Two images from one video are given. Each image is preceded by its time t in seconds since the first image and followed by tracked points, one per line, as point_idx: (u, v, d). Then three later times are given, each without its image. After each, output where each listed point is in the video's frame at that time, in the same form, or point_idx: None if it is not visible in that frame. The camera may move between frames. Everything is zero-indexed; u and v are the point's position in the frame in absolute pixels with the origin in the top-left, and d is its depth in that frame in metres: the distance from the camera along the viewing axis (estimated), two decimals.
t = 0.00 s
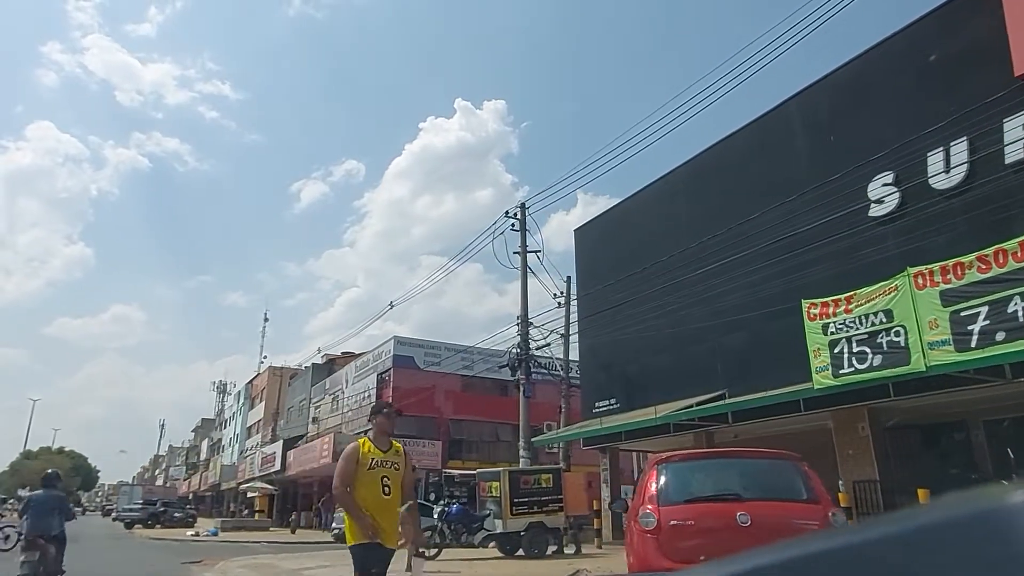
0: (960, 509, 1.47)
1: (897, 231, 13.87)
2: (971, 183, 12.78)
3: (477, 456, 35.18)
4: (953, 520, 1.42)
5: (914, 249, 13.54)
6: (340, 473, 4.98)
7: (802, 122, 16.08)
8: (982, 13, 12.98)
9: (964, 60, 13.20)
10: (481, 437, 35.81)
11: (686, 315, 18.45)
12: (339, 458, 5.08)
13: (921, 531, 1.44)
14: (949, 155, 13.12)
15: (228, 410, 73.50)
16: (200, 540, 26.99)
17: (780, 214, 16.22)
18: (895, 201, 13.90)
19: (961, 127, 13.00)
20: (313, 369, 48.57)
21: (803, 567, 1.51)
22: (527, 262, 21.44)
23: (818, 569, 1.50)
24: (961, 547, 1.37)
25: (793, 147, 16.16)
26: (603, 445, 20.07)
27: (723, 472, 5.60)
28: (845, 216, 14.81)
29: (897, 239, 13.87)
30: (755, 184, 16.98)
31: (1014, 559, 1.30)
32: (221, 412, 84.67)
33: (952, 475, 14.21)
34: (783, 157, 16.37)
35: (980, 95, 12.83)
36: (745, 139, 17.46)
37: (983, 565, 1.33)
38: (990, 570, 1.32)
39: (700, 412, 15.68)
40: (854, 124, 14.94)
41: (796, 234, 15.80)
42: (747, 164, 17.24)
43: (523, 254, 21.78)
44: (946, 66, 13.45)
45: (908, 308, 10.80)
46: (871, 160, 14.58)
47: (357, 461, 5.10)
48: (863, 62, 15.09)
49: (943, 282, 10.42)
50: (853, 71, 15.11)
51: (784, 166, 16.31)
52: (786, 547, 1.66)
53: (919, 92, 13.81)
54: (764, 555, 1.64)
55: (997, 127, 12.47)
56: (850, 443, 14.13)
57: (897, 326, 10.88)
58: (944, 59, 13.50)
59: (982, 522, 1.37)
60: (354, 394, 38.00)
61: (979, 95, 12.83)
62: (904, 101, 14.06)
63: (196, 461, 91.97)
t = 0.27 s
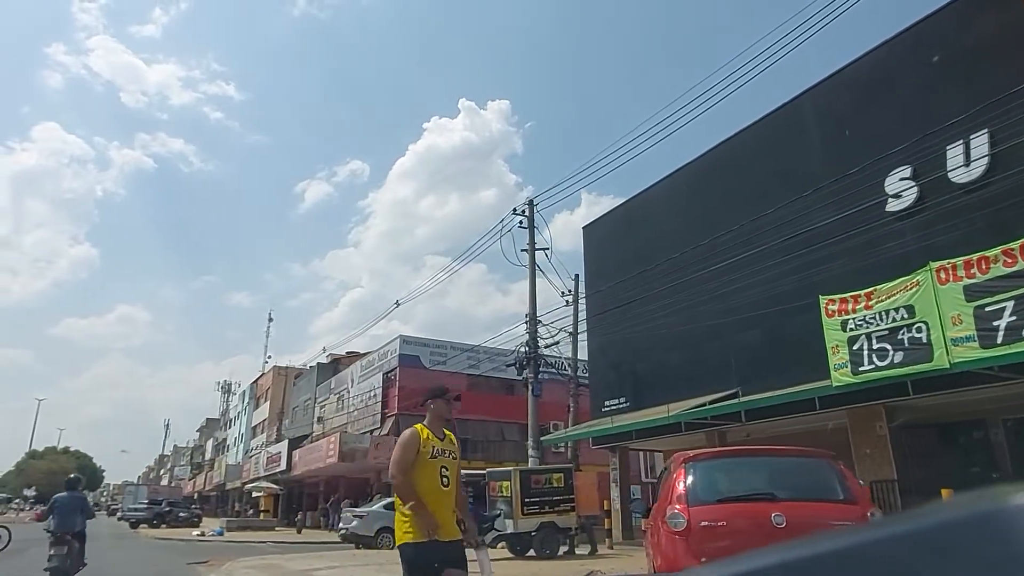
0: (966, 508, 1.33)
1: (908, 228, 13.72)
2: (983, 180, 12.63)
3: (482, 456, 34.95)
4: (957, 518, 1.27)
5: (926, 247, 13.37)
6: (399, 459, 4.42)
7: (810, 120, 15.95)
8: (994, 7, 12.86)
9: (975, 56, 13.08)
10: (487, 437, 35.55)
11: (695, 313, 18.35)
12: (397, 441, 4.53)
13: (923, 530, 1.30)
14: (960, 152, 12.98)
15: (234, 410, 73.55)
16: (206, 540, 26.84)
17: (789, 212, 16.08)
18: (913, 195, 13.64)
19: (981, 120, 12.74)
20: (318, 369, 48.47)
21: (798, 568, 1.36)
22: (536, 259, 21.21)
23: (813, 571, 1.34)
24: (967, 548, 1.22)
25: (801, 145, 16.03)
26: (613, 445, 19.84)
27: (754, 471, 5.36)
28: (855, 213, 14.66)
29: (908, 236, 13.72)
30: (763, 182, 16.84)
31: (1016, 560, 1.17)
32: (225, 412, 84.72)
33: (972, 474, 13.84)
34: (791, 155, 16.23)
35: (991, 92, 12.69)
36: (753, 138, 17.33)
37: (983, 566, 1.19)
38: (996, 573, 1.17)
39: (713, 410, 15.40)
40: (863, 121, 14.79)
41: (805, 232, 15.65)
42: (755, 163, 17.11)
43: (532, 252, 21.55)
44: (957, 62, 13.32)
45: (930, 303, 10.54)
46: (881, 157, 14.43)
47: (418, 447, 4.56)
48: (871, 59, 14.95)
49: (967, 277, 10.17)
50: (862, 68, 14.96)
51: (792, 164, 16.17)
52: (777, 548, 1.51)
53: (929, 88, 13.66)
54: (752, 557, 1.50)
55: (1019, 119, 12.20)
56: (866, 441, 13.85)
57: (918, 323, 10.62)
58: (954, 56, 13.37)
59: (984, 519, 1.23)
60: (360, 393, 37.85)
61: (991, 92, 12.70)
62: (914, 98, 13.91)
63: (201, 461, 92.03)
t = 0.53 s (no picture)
0: (965, 511, 1.87)
1: (920, 227, 13.58)
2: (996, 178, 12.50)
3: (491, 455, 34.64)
4: (963, 519, 1.81)
5: (939, 244, 13.22)
6: (483, 457, 4.07)
7: (820, 118, 15.82)
8: None
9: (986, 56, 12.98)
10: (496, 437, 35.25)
11: (707, 312, 18.13)
12: (481, 435, 4.16)
13: (929, 533, 1.83)
14: (974, 151, 12.85)
15: (241, 409, 73.49)
16: (213, 539, 26.66)
17: (798, 211, 15.95)
18: (938, 188, 13.31)
19: (1009, 111, 12.41)
20: (325, 368, 48.32)
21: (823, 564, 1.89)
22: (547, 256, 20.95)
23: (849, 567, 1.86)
24: (971, 547, 1.72)
25: (811, 144, 15.90)
26: (626, 444, 19.56)
27: (801, 471, 5.07)
28: (868, 211, 14.51)
29: (922, 234, 13.54)
30: (772, 181, 16.72)
31: (1012, 556, 1.67)
32: (232, 411, 84.70)
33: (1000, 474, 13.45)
34: (800, 154, 16.11)
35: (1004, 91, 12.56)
36: (761, 137, 17.22)
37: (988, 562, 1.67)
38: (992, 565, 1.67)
39: (731, 409, 15.09)
40: (874, 120, 14.66)
41: (816, 230, 15.51)
42: (764, 162, 16.99)
43: (543, 249, 21.28)
44: (969, 61, 13.19)
45: (961, 298, 10.22)
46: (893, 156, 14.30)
47: (503, 445, 4.19)
48: (879, 59, 14.85)
49: (999, 270, 9.84)
50: (872, 67, 14.84)
51: (802, 163, 16.03)
52: (821, 543, 2.04)
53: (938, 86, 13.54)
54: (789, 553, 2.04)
55: None
56: (890, 440, 13.53)
57: (948, 318, 10.31)
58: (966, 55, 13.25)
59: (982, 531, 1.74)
60: (368, 392, 37.62)
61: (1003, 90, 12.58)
62: (925, 96, 13.78)
63: (208, 460, 92.03)
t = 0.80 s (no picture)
0: (954, 504, 1.38)
1: (930, 226, 13.50)
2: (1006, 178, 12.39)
3: (502, 455, 34.30)
4: (954, 513, 1.32)
5: (952, 242, 13.12)
6: (591, 443, 3.74)
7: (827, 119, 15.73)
8: None
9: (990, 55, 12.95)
10: (506, 436, 34.91)
11: (725, 308, 17.78)
12: (587, 419, 3.82)
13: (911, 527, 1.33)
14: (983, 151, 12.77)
15: (248, 408, 73.47)
16: (222, 539, 26.44)
17: (820, 205, 15.59)
18: (968, 181, 12.94)
19: None
20: (333, 367, 48.13)
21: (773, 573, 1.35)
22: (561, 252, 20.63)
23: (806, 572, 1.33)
24: (970, 542, 1.27)
25: (816, 145, 15.80)
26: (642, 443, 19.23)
27: (866, 472, 4.69)
28: (879, 211, 14.38)
29: (935, 233, 13.42)
30: (780, 181, 16.65)
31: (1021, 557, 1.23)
32: (240, 411, 84.68)
33: None
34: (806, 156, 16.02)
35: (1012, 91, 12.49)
36: (766, 139, 17.14)
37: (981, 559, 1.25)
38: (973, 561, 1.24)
39: (754, 408, 14.74)
40: (882, 120, 14.57)
41: (829, 230, 15.35)
42: (769, 164, 16.91)
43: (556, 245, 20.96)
44: (976, 61, 13.11)
45: (999, 291, 9.86)
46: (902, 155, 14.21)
47: (610, 429, 3.84)
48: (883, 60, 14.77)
49: None
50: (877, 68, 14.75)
51: (809, 164, 15.92)
52: (782, 542, 1.49)
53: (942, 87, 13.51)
54: (743, 553, 1.48)
55: None
56: (920, 440, 13.17)
57: (986, 312, 9.95)
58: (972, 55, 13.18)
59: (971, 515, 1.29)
60: (376, 391, 37.37)
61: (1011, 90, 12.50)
62: (931, 97, 13.70)
63: (216, 460, 92.08)
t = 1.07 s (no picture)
0: (946, 507, 1.32)
1: (938, 224, 13.45)
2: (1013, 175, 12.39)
3: (509, 453, 33.89)
4: (949, 515, 1.26)
5: (961, 240, 13.08)
6: (741, 440, 3.29)
7: (830, 121, 15.72)
8: None
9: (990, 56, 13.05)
10: (513, 435, 34.49)
11: (742, 303, 17.35)
12: (735, 415, 3.38)
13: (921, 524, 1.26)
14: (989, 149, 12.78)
15: (253, 407, 73.15)
16: (229, 539, 26.04)
17: (842, 195, 15.16)
18: (1001, 168, 12.54)
19: None
20: (338, 366, 47.80)
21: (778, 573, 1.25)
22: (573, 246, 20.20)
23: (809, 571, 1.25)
24: (961, 542, 1.21)
25: (820, 146, 15.76)
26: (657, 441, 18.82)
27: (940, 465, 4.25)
28: (887, 210, 14.31)
29: (944, 230, 13.36)
30: (799, 172, 16.24)
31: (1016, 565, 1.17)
32: (244, 410, 84.35)
33: None
34: (809, 157, 15.99)
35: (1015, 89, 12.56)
36: (783, 129, 16.75)
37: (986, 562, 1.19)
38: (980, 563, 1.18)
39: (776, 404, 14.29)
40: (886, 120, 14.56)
41: (852, 221, 14.94)
42: (781, 160, 16.67)
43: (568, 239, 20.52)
44: (977, 61, 13.20)
45: None
46: (908, 154, 14.19)
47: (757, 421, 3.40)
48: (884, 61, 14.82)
49: None
50: (878, 69, 14.77)
51: (813, 165, 15.88)
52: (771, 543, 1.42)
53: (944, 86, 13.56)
54: (744, 552, 1.37)
55: None
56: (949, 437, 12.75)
57: None
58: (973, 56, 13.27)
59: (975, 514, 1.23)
60: (382, 390, 36.98)
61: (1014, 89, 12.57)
62: (934, 96, 13.73)
63: (220, 459, 91.79)
